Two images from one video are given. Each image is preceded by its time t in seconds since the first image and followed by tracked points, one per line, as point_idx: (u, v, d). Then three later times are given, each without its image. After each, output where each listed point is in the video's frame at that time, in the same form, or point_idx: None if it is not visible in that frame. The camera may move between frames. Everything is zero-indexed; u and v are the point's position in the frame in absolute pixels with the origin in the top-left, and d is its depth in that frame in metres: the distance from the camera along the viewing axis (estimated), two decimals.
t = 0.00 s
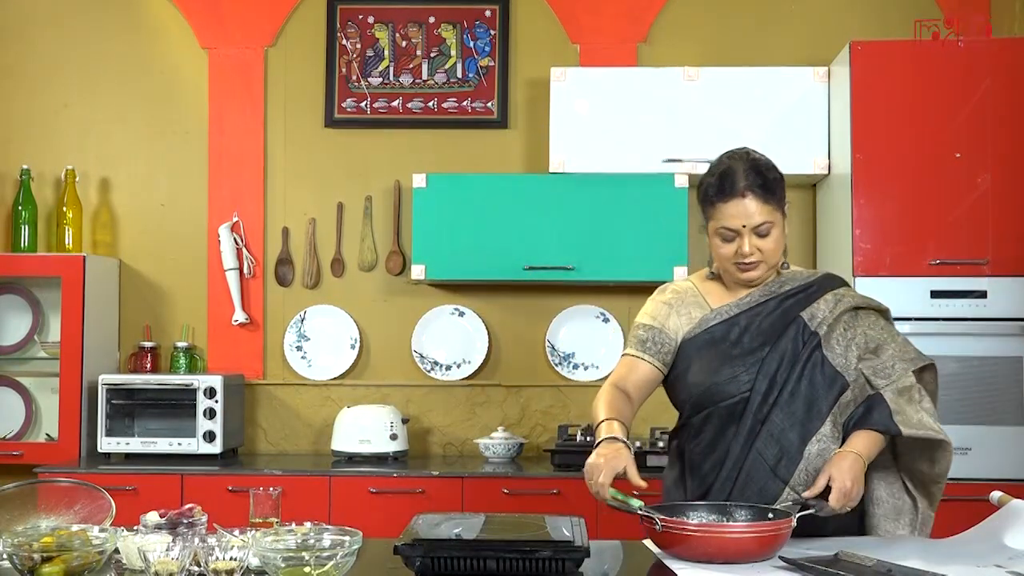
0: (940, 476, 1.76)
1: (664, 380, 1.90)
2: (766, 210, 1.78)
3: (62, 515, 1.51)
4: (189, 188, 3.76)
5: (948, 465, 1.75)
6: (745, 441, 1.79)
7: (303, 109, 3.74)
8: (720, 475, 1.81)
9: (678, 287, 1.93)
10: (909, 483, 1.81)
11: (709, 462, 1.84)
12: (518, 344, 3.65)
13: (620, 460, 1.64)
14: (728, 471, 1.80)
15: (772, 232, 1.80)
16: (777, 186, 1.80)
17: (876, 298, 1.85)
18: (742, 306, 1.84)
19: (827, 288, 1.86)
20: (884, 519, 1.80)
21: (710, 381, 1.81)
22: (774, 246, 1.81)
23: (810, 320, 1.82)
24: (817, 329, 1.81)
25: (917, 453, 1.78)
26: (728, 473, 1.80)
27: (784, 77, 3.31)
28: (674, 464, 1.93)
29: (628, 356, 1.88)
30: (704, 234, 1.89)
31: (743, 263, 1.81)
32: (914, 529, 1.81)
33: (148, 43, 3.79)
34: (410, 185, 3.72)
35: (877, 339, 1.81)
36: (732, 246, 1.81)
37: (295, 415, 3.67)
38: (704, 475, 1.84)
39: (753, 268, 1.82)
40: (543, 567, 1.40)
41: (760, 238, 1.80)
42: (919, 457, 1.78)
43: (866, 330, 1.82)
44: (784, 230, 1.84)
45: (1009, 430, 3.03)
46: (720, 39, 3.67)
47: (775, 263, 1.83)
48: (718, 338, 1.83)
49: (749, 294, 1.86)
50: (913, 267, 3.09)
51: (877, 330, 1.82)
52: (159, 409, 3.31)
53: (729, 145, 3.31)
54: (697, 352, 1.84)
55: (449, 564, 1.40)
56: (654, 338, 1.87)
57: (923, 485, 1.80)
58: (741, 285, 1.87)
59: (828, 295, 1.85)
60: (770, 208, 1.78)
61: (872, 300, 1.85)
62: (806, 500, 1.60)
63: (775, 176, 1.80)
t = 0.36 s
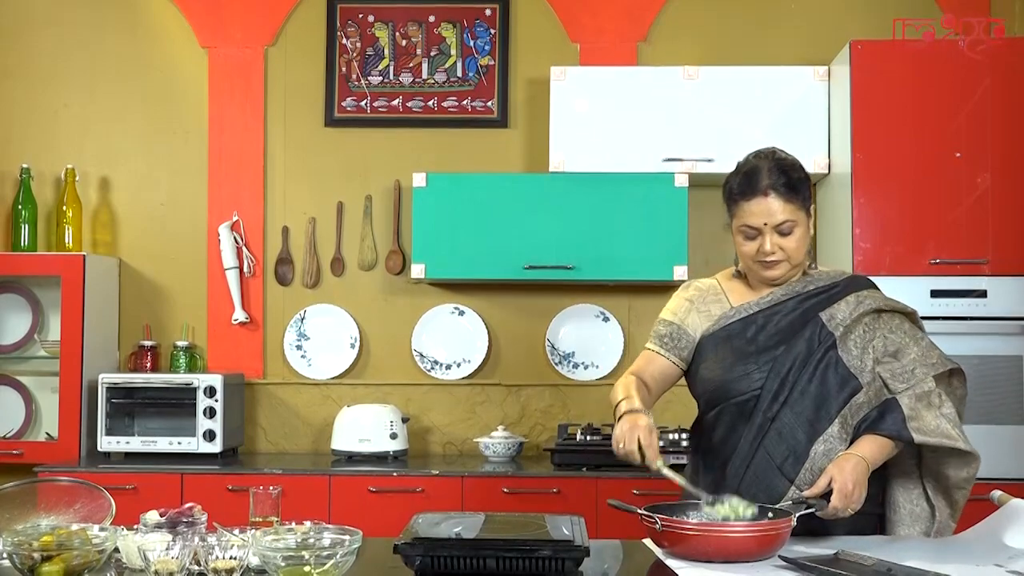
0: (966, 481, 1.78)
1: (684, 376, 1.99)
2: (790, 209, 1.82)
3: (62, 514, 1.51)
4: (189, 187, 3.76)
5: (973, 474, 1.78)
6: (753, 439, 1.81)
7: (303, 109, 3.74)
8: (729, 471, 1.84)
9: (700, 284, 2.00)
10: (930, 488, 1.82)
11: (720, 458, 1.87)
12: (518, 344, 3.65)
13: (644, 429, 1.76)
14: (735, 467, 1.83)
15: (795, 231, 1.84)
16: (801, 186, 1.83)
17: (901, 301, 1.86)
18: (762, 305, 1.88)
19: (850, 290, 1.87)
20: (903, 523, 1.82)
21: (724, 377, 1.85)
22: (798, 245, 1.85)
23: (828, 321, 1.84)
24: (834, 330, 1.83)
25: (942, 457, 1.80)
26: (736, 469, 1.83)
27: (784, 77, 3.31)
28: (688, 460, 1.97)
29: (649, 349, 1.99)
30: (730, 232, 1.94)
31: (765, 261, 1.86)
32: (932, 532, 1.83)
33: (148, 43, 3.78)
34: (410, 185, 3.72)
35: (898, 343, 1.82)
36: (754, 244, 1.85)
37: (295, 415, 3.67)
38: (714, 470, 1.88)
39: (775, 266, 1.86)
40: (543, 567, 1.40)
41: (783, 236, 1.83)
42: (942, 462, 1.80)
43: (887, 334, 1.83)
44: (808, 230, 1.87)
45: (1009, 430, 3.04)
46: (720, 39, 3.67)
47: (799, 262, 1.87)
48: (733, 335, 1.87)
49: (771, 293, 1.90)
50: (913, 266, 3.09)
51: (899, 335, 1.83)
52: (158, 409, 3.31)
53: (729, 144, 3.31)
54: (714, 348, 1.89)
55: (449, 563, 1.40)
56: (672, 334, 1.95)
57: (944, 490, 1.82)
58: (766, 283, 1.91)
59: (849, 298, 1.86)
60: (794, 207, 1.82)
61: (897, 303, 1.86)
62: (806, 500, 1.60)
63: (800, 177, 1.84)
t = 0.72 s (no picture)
0: (978, 486, 1.76)
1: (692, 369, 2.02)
2: (802, 210, 1.83)
3: (62, 514, 1.51)
4: (189, 188, 3.76)
5: (986, 482, 1.75)
6: (757, 437, 1.82)
7: (303, 109, 3.74)
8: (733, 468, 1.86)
9: (717, 281, 2.03)
10: (944, 493, 1.81)
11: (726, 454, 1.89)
12: (518, 344, 3.65)
13: (651, 382, 1.85)
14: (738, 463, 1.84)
15: (807, 232, 1.85)
16: (815, 187, 1.84)
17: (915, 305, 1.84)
18: (774, 305, 1.88)
19: (864, 292, 1.86)
20: (917, 527, 1.82)
21: (731, 375, 1.87)
22: (810, 245, 1.86)
23: (838, 323, 1.83)
24: (843, 332, 1.82)
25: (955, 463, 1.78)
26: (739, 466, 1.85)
27: (783, 77, 3.31)
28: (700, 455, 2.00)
29: (659, 339, 2.02)
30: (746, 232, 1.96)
31: (776, 261, 1.87)
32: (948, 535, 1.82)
33: (147, 43, 3.78)
34: (410, 185, 3.72)
35: (909, 347, 1.80)
36: (766, 244, 1.87)
37: (295, 415, 3.67)
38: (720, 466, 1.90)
39: (787, 267, 1.88)
40: (543, 567, 1.40)
41: (794, 236, 1.85)
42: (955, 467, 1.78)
43: (899, 337, 1.82)
44: (822, 231, 1.87)
45: (1009, 430, 3.04)
46: (719, 38, 3.67)
47: (813, 262, 1.88)
48: (744, 333, 1.88)
49: (784, 292, 1.91)
50: (913, 266, 3.09)
51: (911, 338, 1.81)
52: (159, 409, 3.31)
53: (729, 144, 3.31)
54: (724, 345, 1.91)
55: (449, 563, 1.40)
56: (683, 327, 1.99)
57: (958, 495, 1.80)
58: (780, 283, 1.93)
59: (861, 301, 1.84)
60: (807, 208, 1.83)
61: (911, 306, 1.84)
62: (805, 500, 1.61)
63: (814, 178, 1.85)
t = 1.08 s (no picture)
0: (982, 490, 1.70)
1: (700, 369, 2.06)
2: (808, 210, 1.83)
3: (62, 515, 1.51)
4: (189, 188, 3.76)
5: (990, 487, 1.70)
6: (760, 437, 1.83)
7: (303, 109, 3.74)
8: (735, 468, 1.87)
9: (725, 281, 2.04)
10: (949, 497, 1.77)
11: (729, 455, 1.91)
12: (518, 344, 3.65)
13: (668, 391, 1.83)
14: (741, 463, 1.86)
15: (813, 232, 1.85)
16: (820, 187, 1.85)
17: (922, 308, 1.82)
18: (781, 306, 1.89)
19: (871, 295, 1.85)
20: (920, 530, 1.79)
21: (736, 375, 1.89)
22: (817, 246, 1.86)
23: (843, 325, 1.83)
24: (847, 334, 1.82)
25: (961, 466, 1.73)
26: (742, 466, 1.86)
27: (783, 77, 3.31)
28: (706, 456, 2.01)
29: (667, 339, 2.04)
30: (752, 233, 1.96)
31: (783, 262, 1.87)
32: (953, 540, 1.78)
33: (147, 43, 3.79)
34: (410, 186, 3.72)
35: (914, 350, 1.78)
36: (773, 244, 1.88)
37: (294, 415, 3.67)
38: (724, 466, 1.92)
39: (794, 267, 1.88)
40: (544, 567, 1.40)
41: (800, 237, 1.85)
42: (960, 471, 1.73)
43: (904, 340, 1.80)
44: (829, 231, 1.88)
45: (1009, 430, 3.05)
46: (719, 39, 3.67)
47: (819, 263, 1.88)
48: (749, 334, 1.90)
49: (791, 294, 1.91)
50: (913, 267, 3.09)
51: (916, 342, 1.79)
52: (159, 410, 3.32)
53: (730, 145, 3.31)
54: (730, 346, 1.92)
55: (449, 564, 1.40)
56: (691, 327, 2.02)
57: (964, 500, 1.75)
58: (786, 284, 1.93)
59: (867, 304, 1.84)
60: (812, 208, 1.84)
61: (918, 310, 1.82)
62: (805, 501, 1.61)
63: (819, 178, 1.86)
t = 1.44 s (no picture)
0: (983, 493, 1.70)
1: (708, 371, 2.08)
2: (810, 206, 1.84)
3: (62, 515, 1.51)
4: (188, 188, 3.76)
5: (991, 488, 1.70)
6: (760, 435, 1.84)
7: (303, 109, 3.74)
8: (737, 466, 1.88)
9: (726, 282, 2.04)
10: (951, 498, 1.76)
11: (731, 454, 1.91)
12: (518, 344, 3.65)
13: (671, 432, 1.79)
14: (741, 461, 1.86)
15: (815, 229, 1.85)
16: (823, 183, 1.85)
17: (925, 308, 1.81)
18: (782, 306, 1.89)
19: (873, 295, 1.85)
20: (921, 530, 1.80)
21: (737, 374, 1.89)
22: (820, 243, 1.86)
23: (844, 324, 1.83)
24: (848, 333, 1.82)
25: (962, 468, 1.73)
26: (743, 464, 1.86)
27: (783, 77, 3.31)
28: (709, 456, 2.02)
29: (675, 345, 2.09)
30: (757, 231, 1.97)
31: (785, 259, 1.87)
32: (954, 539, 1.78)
33: (147, 42, 3.78)
34: (410, 185, 3.72)
35: (916, 350, 1.77)
36: (775, 240, 1.88)
37: (294, 415, 3.67)
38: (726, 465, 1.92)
39: (797, 264, 1.88)
40: (544, 567, 1.40)
41: (803, 233, 1.85)
42: (961, 472, 1.73)
43: (906, 339, 1.79)
44: (832, 229, 1.87)
45: (1009, 430, 3.05)
46: (720, 38, 3.67)
47: (822, 260, 1.88)
48: (751, 333, 1.90)
49: (793, 293, 1.91)
50: (913, 266, 3.09)
51: (919, 342, 1.78)
52: (159, 409, 3.32)
53: (730, 145, 3.31)
54: (733, 345, 1.93)
55: (449, 563, 1.40)
56: (695, 332, 2.04)
57: (964, 501, 1.75)
58: (790, 282, 1.93)
59: (869, 304, 1.83)
60: (815, 205, 1.84)
61: (921, 310, 1.81)
62: (804, 500, 1.61)
63: (823, 175, 1.86)
